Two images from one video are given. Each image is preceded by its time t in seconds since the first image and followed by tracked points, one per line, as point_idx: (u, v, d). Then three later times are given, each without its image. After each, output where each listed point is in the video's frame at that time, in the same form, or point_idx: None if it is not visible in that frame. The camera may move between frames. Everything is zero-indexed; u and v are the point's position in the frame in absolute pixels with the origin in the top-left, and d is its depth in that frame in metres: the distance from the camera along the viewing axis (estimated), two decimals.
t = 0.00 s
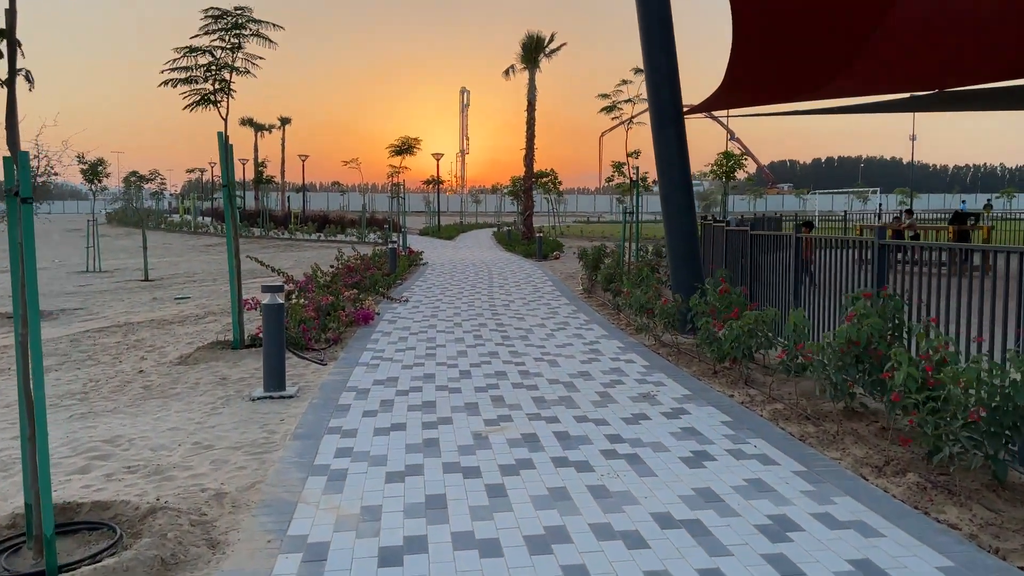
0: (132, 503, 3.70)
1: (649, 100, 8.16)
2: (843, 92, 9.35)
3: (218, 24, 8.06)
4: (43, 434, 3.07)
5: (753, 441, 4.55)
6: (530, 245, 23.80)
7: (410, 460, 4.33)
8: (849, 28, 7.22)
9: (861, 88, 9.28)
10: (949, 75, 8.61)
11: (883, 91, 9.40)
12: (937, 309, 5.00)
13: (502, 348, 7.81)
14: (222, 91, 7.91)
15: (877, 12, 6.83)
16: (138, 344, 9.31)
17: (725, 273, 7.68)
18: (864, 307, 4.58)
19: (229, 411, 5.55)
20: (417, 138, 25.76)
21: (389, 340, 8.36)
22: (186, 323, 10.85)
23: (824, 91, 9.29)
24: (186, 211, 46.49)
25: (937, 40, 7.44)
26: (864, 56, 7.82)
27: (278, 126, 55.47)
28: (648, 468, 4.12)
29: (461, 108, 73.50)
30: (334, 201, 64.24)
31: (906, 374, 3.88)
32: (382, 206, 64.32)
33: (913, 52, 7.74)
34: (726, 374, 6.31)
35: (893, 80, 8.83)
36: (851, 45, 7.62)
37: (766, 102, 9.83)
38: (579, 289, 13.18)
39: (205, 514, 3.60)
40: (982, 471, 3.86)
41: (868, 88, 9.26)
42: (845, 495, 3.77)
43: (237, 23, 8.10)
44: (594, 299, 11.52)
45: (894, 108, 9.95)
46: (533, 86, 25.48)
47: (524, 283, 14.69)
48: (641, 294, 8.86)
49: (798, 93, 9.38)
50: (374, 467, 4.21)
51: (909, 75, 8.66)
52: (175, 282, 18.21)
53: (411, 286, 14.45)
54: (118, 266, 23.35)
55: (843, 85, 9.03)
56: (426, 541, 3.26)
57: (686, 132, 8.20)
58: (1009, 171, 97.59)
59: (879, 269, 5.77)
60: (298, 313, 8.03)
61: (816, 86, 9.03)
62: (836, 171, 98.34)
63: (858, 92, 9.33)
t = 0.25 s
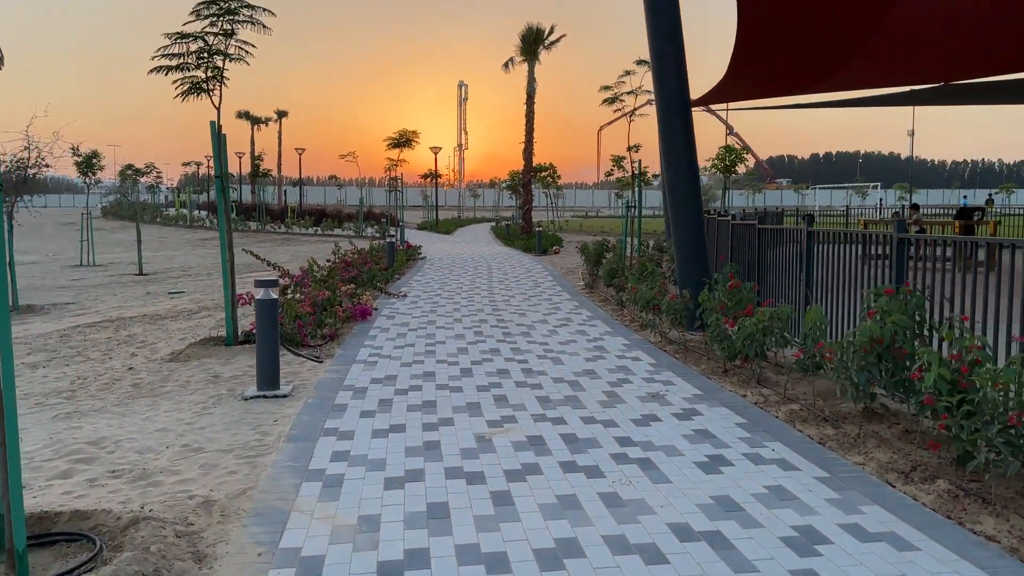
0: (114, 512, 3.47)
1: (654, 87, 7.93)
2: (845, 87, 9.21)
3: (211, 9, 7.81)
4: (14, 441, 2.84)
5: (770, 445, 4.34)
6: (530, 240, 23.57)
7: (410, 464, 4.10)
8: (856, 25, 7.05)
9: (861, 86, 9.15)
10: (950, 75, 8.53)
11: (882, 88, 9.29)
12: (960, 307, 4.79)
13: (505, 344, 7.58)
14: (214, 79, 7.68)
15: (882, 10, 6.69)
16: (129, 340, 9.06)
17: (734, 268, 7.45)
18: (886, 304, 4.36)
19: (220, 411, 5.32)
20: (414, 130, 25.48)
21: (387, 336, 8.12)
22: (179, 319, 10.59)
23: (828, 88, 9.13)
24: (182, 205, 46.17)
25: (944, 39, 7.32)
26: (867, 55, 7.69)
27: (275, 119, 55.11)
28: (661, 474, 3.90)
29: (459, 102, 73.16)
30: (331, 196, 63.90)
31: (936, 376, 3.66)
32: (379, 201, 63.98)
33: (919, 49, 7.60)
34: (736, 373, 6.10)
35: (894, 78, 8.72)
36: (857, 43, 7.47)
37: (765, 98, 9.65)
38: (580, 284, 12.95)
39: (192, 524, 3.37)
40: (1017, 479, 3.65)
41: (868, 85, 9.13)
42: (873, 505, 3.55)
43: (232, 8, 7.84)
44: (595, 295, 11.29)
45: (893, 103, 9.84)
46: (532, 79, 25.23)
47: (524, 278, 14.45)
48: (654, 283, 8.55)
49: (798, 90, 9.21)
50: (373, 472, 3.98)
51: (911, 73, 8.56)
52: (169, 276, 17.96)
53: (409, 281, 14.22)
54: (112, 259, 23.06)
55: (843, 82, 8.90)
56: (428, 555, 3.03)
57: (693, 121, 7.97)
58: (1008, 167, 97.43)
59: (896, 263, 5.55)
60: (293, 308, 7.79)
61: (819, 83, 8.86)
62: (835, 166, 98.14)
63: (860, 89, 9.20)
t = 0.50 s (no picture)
0: (92, 533, 3.23)
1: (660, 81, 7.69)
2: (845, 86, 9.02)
3: None
4: None
5: (789, 456, 4.12)
6: (529, 236, 23.32)
7: (410, 478, 3.87)
8: (856, 26, 6.86)
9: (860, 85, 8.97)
10: (953, 75, 8.35)
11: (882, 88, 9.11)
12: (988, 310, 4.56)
13: (507, 346, 7.35)
14: (206, 71, 7.43)
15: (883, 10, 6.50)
16: (119, 340, 8.81)
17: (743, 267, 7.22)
18: (911, 308, 4.14)
19: (211, 418, 5.08)
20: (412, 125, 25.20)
21: (384, 337, 7.88)
22: (171, 318, 10.34)
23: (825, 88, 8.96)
24: (178, 200, 45.82)
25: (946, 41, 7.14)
26: (869, 56, 7.50)
27: (271, 114, 54.75)
28: (678, 489, 3.68)
29: (456, 97, 72.84)
30: (327, 191, 63.57)
31: (970, 387, 3.44)
32: (376, 196, 63.67)
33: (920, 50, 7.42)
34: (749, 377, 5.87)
35: (895, 78, 8.54)
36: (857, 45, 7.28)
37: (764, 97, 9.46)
38: (581, 282, 12.71)
39: (175, 547, 3.14)
40: None
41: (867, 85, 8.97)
42: (905, 524, 3.32)
43: None
44: (597, 294, 11.06)
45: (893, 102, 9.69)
46: (531, 73, 24.96)
47: (524, 276, 14.20)
48: (659, 282, 8.33)
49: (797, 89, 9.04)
50: (370, 487, 3.75)
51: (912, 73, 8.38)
52: (164, 273, 17.69)
53: (407, 279, 13.98)
54: (106, 255, 22.77)
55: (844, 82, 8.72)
56: None
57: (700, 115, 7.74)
58: (1007, 163, 97.30)
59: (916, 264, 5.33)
60: (288, 309, 7.54)
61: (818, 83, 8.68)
62: (833, 162, 97.96)
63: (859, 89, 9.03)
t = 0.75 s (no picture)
0: (71, 554, 3.03)
1: (665, 75, 7.50)
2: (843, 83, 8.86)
3: None
4: None
5: (808, 467, 3.93)
6: (527, 235, 23.11)
7: (410, 490, 3.66)
8: (860, 25, 6.68)
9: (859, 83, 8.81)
10: (952, 75, 8.23)
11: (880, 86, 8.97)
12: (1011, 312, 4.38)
13: (508, 348, 7.15)
14: (197, 65, 7.21)
15: (885, 11, 6.35)
16: (109, 341, 8.58)
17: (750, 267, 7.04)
18: (935, 311, 3.95)
19: (201, 425, 4.87)
20: (409, 122, 24.96)
21: (381, 338, 7.67)
22: (163, 318, 10.11)
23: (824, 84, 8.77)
24: (172, 198, 45.50)
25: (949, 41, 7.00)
26: (869, 56, 7.35)
27: (267, 111, 54.41)
28: (694, 503, 3.48)
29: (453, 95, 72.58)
30: (323, 188, 63.28)
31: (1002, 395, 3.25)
32: (372, 194, 63.39)
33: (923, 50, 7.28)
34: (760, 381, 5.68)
35: (893, 77, 8.42)
36: (860, 44, 7.11)
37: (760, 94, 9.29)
38: (581, 282, 12.51)
39: (160, 569, 2.93)
40: None
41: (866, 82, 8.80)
42: (937, 541, 3.13)
43: None
44: (597, 293, 10.86)
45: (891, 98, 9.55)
46: (528, 69, 24.73)
47: (522, 275, 14.01)
48: (664, 282, 8.14)
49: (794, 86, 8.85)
50: (369, 501, 3.54)
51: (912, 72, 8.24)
52: (157, 272, 17.44)
53: (404, 277, 13.76)
54: (99, 254, 22.51)
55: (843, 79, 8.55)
56: None
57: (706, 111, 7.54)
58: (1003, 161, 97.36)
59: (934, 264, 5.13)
60: (282, 309, 7.32)
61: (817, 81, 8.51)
62: (830, 161, 97.89)
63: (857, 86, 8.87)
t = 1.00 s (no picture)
0: None
1: (671, 67, 7.30)
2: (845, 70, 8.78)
3: None
4: None
5: (834, 478, 3.72)
6: (526, 233, 22.90)
7: (413, 505, 3.45)
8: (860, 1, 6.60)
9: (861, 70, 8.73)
10: (958, 59, 8.21)
11: (883, 72, 8.89)
12: None
13: (511, 350, 6.94)
14: (189, 58, 6.99)
15: None
16: (100, 343, 8.34)
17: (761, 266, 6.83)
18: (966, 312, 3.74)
19: (193, 433, 4.64)
20: (406, 120, 24.71)
21: (381, 340, 7.45)
22: (156, 319, 9.87)
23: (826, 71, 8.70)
24: (168, 196, 45.19)
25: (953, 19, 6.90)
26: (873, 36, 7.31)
27: (263, 109, 54.08)
28: (716, 519, 3.26)
29: (450, 93, 72.30)
30: (320, 187, 62.98)
31: None
32: (369, 193, 63.10)
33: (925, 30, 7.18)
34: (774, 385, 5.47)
35: (899, 61, 8.39)
36: (862, 21, 7.03)
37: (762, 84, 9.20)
38: (583, 281, 12.30)
39: None
40: None
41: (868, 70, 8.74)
42: (979, 559, 2.93)
43: None
44: (600, 293, 10.65)
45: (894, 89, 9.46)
46: (527, 66, 24.52)
47: (523, 274, 13.80)
48: (670, 281, 7.93)
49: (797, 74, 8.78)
50: (369, 517, 3.32)
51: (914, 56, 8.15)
52: (152, 271, 17.19)
53: (403, 276, 13.53)
54: (93, 253, 22.23)
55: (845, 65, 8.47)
56: None
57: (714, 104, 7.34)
58: (1000, 159, 97.36)
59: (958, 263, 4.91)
60: (277, 310, 7.08)
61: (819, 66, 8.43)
62: (827, 159, 97.80)
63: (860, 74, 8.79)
